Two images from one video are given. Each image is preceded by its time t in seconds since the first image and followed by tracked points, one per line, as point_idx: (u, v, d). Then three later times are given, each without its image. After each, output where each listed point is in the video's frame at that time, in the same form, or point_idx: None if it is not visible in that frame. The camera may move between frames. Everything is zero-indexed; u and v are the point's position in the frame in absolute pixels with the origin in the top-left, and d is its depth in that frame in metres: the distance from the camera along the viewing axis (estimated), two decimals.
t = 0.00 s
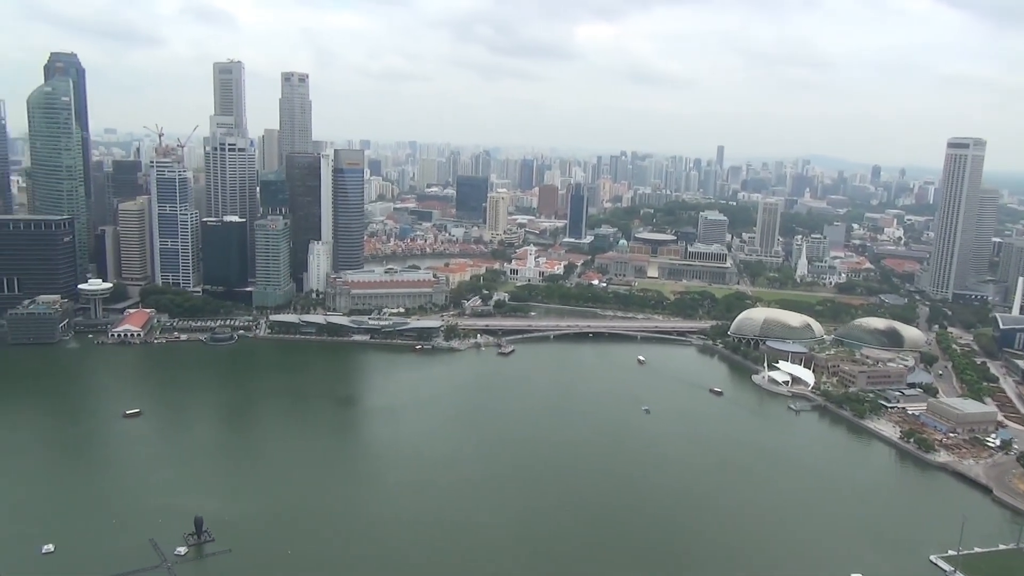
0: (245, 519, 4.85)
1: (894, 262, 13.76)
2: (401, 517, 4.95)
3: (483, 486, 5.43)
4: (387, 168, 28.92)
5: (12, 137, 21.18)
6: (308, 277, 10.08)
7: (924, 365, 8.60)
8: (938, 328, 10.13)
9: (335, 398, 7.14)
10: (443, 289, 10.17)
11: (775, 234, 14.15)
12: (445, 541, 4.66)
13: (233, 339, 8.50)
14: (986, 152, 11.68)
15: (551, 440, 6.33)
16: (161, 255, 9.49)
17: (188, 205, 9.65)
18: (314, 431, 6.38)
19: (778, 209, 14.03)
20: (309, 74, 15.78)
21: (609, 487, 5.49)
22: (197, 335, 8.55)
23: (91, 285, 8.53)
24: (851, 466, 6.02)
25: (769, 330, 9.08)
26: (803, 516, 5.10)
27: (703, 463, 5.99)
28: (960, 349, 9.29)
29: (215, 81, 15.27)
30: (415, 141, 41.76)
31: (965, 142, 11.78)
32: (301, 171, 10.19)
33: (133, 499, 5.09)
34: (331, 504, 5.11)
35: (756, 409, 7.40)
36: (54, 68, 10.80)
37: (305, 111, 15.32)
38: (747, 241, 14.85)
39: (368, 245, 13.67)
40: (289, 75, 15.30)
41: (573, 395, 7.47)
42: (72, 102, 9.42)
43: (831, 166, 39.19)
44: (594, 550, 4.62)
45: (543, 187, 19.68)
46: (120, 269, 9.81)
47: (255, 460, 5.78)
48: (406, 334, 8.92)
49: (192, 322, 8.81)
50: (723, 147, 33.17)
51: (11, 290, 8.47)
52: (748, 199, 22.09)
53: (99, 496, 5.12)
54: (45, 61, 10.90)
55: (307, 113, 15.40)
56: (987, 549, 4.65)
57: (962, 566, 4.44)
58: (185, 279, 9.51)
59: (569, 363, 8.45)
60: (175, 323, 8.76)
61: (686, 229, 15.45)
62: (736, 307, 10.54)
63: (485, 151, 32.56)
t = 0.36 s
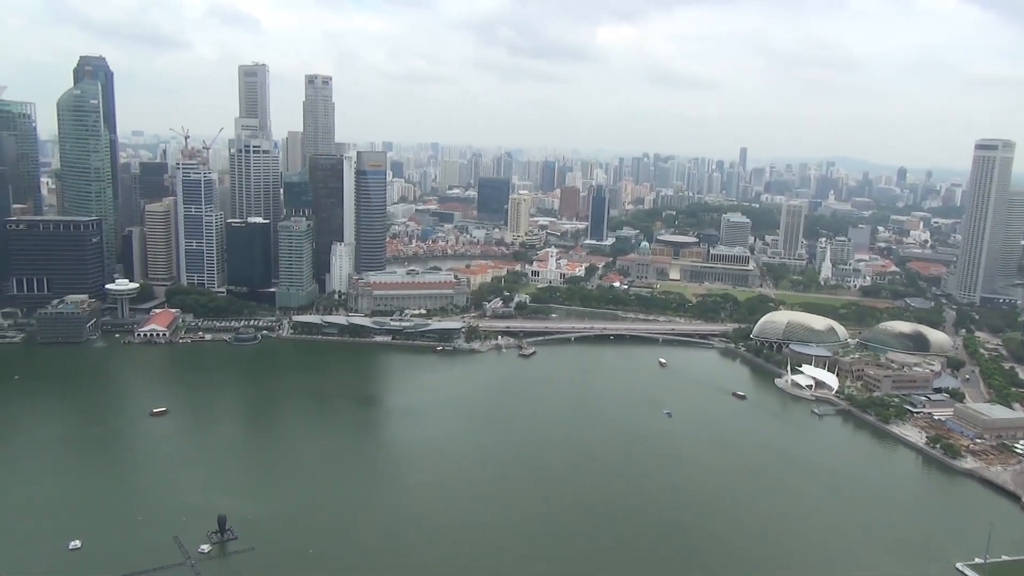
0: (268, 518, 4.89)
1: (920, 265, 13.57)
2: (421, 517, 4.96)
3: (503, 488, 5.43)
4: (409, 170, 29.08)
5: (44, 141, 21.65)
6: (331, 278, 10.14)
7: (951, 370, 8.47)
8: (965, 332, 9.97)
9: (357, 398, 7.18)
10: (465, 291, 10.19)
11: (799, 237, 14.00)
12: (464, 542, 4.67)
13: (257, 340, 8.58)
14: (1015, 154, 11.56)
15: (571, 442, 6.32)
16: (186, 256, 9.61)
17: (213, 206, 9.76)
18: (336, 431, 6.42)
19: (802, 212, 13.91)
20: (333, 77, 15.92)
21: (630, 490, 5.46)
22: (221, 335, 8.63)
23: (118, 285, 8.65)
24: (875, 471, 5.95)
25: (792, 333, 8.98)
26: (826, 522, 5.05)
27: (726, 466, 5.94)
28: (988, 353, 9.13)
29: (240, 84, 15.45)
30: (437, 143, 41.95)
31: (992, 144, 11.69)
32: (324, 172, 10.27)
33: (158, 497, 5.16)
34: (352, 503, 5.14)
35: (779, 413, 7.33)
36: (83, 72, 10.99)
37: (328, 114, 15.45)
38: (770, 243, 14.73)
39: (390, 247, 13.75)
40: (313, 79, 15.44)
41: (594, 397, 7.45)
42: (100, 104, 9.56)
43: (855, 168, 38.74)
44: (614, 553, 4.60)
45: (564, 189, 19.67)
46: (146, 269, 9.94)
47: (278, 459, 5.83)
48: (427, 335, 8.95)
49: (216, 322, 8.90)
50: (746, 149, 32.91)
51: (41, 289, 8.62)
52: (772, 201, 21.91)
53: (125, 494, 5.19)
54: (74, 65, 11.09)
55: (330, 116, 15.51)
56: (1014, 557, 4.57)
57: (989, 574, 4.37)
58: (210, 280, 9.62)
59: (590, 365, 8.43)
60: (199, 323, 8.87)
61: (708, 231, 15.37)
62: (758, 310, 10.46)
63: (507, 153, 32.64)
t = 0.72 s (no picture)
0: (292, 517, 4.93)
1: (948, 266, 13.37)
2: (445, 517, 4.98)
3: (526, 489, 5.43)
4: (432, 171, 29.19)
5: (76, 143, 22.07)
6: (355, 279, 10.21)
7: (980, 373, 8.32)
8: (995, 335, 9.80)
9: (380, 398, 7.21)
10: (488, 292, 10.21)
11: (825, 238, 13.86)
12: (487, 543, 4.67)
13: (281, 340, 8.65)
14: None
15: (595, 444, 6.30)
16: (212, 256, 9.73)
17: (240, 208, 9.87)
18: (360, 431, 6.45)
19: (828, 212, 13.76)
20: (356, 79, 16.02)
21: (653, 492, 5.43)
22: (247, 335, 8.72)
23: (147, 285, 8.77)
24: (903, 476, 5.87)
25: (817, 335, 8.86)
26: (852, 527, 4.98)
27: (751, 470, 5.88)
28: (1019, 356, 8.96)
29: (266, 86, 15.59)
30: (462, 145, 42.14)
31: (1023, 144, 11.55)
32: (348, 174, 10.33)
33: (185, 495, 5.21)
34: (375, 504, 5.16)
35: (805, 416, 7.25)
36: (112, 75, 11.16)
37: (352, 115, 15.54)
38: (796, 244, 14.59)
39: (414, 248, 13.80)
40: (337, 80, 15.55)
41: (617, 399, 7.42)
42: (129, 107, 9.70)
43: (881, 168, 38.23)
44: (636, 556, 4.58)
45: (587, 190, 19.63)
46: (174, 270, 10.08)
47: (302, 459, 5.87)
48: (450, 336, 8.97)
49: (242, 322, 8.99)
50: (770, 149, 32.62)
51: (71, 290, 8.77)
52: (797, 202, 21.69)
53: (152, 492, 5.25)
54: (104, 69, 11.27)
55: (354, 117, 15.62)
56: None
57: None
58: (235, 280, 9.72)
59: (613, 367, 8.40)
60: (225, 323, 8.96)
61: (732, 232, 15.25)
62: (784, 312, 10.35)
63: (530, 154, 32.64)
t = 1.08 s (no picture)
0: (316, 516, 4.97)
1: (977, 268, 13.07)
2: (467, 518, 4.99)
3: (548, 490, 5.43)
4: (455, 172, 29.29)
5: (105, 145, 22.38)
6: (378, 280, 10.26)
7: (1010, 376, 8.17)
8: None
9: (403, 399, 7.25)
10: (510, 293, 10.22)
11: (850, 239, 13.71)
12: (508, 544, 4.67)
13: (305, 340, 8.73)
14: None
15: (617, 446, 6.28)
16: (238, 257, 9.83)
17: (265, 209, 9.97)
18: (383, 431, 6.49)
19: (854, 213, 13.60)
20: (379, 81, 16.11)
21: (676, 495, 5.40)
22: (271, 335, 8.80)
23: (173, 285, 8.89)
24: (931, 480, 5.78)
25: (843, 337, 8.76)
26: (879, 532, 4.92)
27: (775, 473, 5.83)
28: None
29: (290, 88, 15.74)
30: (484, 145, 42.20)
31: None
32: (371, 175, 10.41)
33: (211, 493, 5.27)
34: (398, 503, 5.18)
35: (830, 418, 7.16)
36: (141, 78, 11.32)
37: (375, 117, 15.63)
38: (821, 245, 14.44)
39: (436, 248, 13.86)
40: (361, 82, 15.66)
41: (640, 400, 7.39)
42: (157, 110, 9.83)
43: (907, 168, 37.75)
44: (659, 559, 4.55)
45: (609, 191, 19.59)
46: (199, 270, 10.20)
47: (326, 458, 5.92)
48: (472, 337, 8.99)
49: (267, 323, 9.08)
50: (794, 149, 32.30)
51: (100, 290, 8.91)
52: (822, 202, 21.48)
53: (178, 490, 5.31)
54: (133, 72, 11.44)
55: (377, 119, 15.70)
56: None
57: None
58: (260, 281, 9.82)
59: (635, 368, 8.37)
60: (250, 323, 9.06)
61: (756, 233, 15.13)
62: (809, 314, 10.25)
63: (552, 154, 32.63)
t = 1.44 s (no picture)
0: (339, 516, 4.99)
1: (1007, 268, 12.86)
2: (489, 519, 4.99)
3: (570, 491, 5.41)
4: (477, 172, 29.35)
5: (132, 149, 22.74)
6: (400, 280, 10.31)
7: None
8: None
9: (425, 399, 7.27)
10: (532, 294, 10.22)
11: (876, 239, 13.54)
12: (530, 546, 4.66)
13: (328, 340, 8.79)
14: None
15: (640, 448, 6.24)
16: (262, 258, 9.93)
17: (288, 210, 10.06)
18: (405, 431, 6.51)
19: (879, 213, 13.44)
20: (402, 82, 16.18)
21: (700, 498, 5.36)
22: (295, 335, 8.88)
23: (198, 286, 8.99)
24: (960, 484, 5.68)
25: (868, 338, 8.65)
26: (906, 537, 4.85)
27: (800, 476, 5.77)
28: None
29: (313, 90, 15.86)
30: (505, 146, 42.22)
31: None
32: (394, 177, 10.46)
33: (235, 492, 5.32)
34: (420, 504, 5.19)
35: (856, 421, 7.07)
36: (167, 82, 11.47)
37: (398, 118, 15.71)
38: (846, 245, 14.29)
39: (458, 249, 13.90)
40: (383, 84, 15.74)
41: (663, 402, 7.35)
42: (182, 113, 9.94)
43: (934, 167, 37.23)
44: (682, 563, 4.52)
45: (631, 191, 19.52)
46: (224, 271, 10.33)
47: (349, 458, 5.95)
48: (494, 338, 9.00)
49: (290, 323, 9.16)
50: (819, 149, 31.96)
51: (127, 291, 9.03)
52: (846, 202, 21.25)
53: (203, 489, 5.37)
54: (160, 75, 11.60)
55: (399, 120, 15.79)
56: None
57: None
58: (284, 282, 9.91)
59: (657, 369, 8.32)
60: (274, 323, 9.14)
61: (780, 233, 15.01)
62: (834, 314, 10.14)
63: (574, 154, 32.57)
